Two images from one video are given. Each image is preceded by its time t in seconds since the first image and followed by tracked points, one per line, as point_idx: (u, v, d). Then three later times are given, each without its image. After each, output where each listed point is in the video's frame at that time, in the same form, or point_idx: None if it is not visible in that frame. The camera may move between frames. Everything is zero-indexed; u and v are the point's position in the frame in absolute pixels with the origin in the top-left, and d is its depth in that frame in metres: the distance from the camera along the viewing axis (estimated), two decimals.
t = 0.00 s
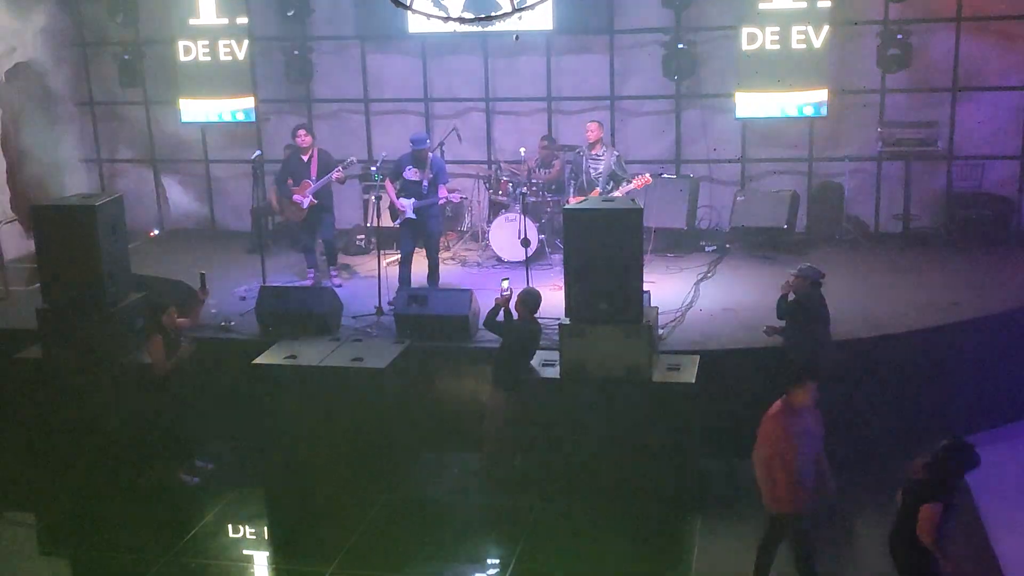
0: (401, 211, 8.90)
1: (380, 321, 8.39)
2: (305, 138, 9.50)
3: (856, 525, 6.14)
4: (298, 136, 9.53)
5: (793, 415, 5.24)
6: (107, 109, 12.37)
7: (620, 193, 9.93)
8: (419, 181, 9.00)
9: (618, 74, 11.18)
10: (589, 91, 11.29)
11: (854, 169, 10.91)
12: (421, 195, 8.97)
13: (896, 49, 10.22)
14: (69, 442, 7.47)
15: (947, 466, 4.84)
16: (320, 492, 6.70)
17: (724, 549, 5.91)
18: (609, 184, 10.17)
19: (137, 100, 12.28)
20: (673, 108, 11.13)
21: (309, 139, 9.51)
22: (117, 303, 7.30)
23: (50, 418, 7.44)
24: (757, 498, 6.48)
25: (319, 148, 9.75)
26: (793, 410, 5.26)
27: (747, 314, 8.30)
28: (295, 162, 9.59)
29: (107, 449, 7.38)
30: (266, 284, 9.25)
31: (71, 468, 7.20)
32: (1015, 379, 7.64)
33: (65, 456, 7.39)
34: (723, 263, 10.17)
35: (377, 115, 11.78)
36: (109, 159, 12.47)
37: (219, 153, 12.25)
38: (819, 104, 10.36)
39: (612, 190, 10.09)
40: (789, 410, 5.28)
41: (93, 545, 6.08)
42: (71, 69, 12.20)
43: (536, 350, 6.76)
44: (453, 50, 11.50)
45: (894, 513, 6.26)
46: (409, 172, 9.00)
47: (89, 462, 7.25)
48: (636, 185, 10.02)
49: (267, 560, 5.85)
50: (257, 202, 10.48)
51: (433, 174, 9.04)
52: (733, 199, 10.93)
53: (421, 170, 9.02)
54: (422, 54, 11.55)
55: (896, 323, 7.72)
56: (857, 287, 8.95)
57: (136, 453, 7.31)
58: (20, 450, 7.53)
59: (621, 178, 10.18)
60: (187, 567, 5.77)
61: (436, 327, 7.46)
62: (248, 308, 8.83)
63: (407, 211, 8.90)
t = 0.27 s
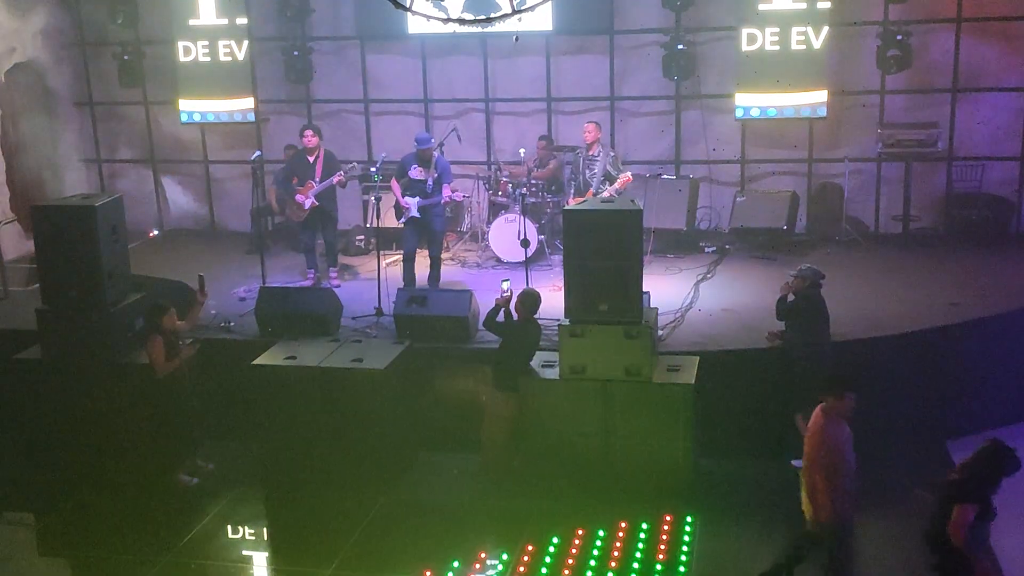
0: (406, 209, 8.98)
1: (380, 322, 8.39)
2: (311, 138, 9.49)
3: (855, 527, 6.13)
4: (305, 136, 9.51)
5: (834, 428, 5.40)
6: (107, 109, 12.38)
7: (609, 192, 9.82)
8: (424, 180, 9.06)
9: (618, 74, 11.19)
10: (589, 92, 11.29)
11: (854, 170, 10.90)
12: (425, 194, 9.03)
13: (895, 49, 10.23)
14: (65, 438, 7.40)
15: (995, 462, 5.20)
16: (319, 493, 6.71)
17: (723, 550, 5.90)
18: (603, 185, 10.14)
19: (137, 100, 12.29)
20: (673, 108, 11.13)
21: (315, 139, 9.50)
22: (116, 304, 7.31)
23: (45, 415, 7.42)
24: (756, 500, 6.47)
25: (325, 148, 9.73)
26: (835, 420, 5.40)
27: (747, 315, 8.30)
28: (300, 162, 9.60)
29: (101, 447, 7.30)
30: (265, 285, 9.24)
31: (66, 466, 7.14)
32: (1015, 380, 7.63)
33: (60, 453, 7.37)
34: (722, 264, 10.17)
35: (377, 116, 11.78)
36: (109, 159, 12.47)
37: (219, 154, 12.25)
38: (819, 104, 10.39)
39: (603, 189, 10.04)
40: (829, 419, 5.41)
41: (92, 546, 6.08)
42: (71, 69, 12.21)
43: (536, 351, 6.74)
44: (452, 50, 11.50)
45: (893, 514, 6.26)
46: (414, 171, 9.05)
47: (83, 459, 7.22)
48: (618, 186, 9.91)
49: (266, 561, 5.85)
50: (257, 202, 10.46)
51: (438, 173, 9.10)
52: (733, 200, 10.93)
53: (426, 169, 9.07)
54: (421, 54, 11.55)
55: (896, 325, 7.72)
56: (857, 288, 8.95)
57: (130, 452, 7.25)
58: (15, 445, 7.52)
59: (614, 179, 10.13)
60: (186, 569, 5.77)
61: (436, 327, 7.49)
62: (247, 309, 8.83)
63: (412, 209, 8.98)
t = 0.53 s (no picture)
0: (406, 211, 9.03)
1: (379, 325, 8.40)
2: (317, 142, 9.50)
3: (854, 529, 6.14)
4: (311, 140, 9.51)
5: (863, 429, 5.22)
6: (106, 111, 12.39)
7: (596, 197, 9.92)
8: (424, 181, 9.07)
9: (617, 77, 11.20)
10: (588, 94, 11.30)
11: (854, 172, 10.92)
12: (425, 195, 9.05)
13: (895, 52, 10.26)
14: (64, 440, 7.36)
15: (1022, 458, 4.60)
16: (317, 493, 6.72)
17: (722, 552, 5.91)
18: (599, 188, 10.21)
19: (137, 103, 12.30)
20: (672, 111, 11.14)
21: (322, 142, 9.52)
22: (115, 306, 7.34)
23: (46, 414, 7.43)
24: (755, 502, 6.48)
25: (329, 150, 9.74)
26: (867, 420, 5.29)
27: (745, 318, 8.31)
28: (304, 164, 9.59)
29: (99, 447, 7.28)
30: (265, 288, 9.25)
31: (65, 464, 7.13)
32: (1013, 383, 7.64)
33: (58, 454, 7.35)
34: (722, 266, 10.19)
35: (376, 119, 11.79)
36: (109, 162, 12.49)
37: (218, 156, 12.26)
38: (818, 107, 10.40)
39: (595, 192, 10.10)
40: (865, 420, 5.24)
41: (92, 546, 6.09)
42: (70, 71, 12.23)
43: (535, 354, 6.75)
44: (452, 53, 11.52)
45: (892, 517, 6.26)
46: (414, 173, 9.07)
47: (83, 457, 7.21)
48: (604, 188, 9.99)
49: (266, 561, 5.88)
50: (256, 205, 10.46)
51: (438, 175, 9.12)
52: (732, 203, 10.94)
53: (427, 170, 9.08)
54: (421, 57, 11.57)
55: (895, 327, 7.73)
56: (856, 291, 8.96)
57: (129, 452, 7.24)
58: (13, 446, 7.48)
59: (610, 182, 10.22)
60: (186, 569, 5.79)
61: (435, 330, 7.49)
62: (246, 312, 8.83)
63: (412, 210, 9.01)
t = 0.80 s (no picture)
0: (408, 216, 9.04)
1: (379, 330, 8.42)
2: (321, 147, 9.50)
3: (852, 536, 6.15)
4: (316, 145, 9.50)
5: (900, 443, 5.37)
6: (107, 116, 12.41)
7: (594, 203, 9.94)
8: (424, 187, 9.08)
9: (617, 82, 11.21)
10: (588, 100, 11.32)
11: (853, 178, 10.93)
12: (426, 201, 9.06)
13: (894, 58, 10.24)
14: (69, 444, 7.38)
15: None
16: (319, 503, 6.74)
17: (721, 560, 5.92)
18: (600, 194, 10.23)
19: (137, 108, 12.31)
20: (672, 116, 11.16)
21: (325, 147, 9.50)
22: (116, 311, 7.30)
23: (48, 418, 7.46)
24: (754, 509, 6.50)
25: (332, 155, 9.73)
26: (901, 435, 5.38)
27: (745, 323, 8.33)
28: (307, 169, 9.59)
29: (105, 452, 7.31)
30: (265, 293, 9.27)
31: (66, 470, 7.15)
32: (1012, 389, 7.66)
33: (65, 457, 7.39)
34: (721, 272, 10.21)
35: (376, 123, 11.81)
36: (109, 166, 12.50)
37: (219, 161, 12.28)
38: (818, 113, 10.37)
39: (594, 199, 10.10)
40: (894, 429, 5.42)
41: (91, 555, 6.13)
42: (71, 76, 12.24)
43: (535, 359, 6.76)
44: (452, 58, 11.53)
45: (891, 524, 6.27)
46: (415, 178, 9.09)
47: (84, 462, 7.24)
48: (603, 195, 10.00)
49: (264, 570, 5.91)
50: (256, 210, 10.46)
51: (439, 180, 9.12)
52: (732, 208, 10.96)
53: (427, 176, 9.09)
54: (421, 62, 11.58)
55: (894, 333, 7.74)
56: (855, 296, 8.97)
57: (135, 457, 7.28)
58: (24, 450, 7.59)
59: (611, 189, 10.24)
60: None
61: (435, 335, 7.52)
62: (247, 317, 8.85)
63: (414, 215, 9.02)
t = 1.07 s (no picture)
0: (410, 223, 9.02)
1: (379, 339, 8.40)
2: (322, 156, 9.46)
3: (853, 545, 6.12)
4: (317, 154, 9.46)
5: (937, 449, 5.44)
6: (107, 124, 12.42)
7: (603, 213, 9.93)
8: (425, 194, 9.10)
9: (617, 90, 11.22)
10: (588, 108, 11.33)
11: (853, 186, 10.92)
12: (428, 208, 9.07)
13: (894, 67, 10.27)
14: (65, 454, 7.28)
15: None
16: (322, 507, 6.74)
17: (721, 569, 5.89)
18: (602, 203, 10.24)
19: (137, 116, 12.32)
20: (672, 124, 11.16)
21: (327, 156, 9.46)
22: (115, 320, 7.29)
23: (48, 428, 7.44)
24: (754, 518, 6.46)
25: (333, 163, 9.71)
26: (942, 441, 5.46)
27: (745, 332, 8.31)
28: (308, 176, 9.61)
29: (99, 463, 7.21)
30: (265, 301, 9.26)
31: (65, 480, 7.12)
32: (1014, 397, 7.62)
33: (59, 467, 7.29)
34: (721, 280, 10.20)
35: (376, 131, 11.82)
36: (109, 174, 12.50)
37: (219, 169, 12.28)
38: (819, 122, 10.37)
39: (599, 208, 10.13)
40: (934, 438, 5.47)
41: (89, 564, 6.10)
42: (71, 84, 12.26)
43: (535, 367, 6.74)
44: (453, 66, 11.54)
45: (892, 533, 6.24)
46: (415, 186, 9.12)
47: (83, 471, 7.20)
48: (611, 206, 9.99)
49: None
50: (256, 218, 10.45)
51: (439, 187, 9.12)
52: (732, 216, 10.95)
53: (427, 183, 9.12)
54: (421, 70, 11.60)
55: (896, 342, 7.72)
56: (855, 305, 8.96)
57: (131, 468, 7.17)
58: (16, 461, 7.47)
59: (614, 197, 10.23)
60: None
61: (435, 343, 7.50)
62: (246, 325, 8.84)
63: (417, 223, 9.00)
